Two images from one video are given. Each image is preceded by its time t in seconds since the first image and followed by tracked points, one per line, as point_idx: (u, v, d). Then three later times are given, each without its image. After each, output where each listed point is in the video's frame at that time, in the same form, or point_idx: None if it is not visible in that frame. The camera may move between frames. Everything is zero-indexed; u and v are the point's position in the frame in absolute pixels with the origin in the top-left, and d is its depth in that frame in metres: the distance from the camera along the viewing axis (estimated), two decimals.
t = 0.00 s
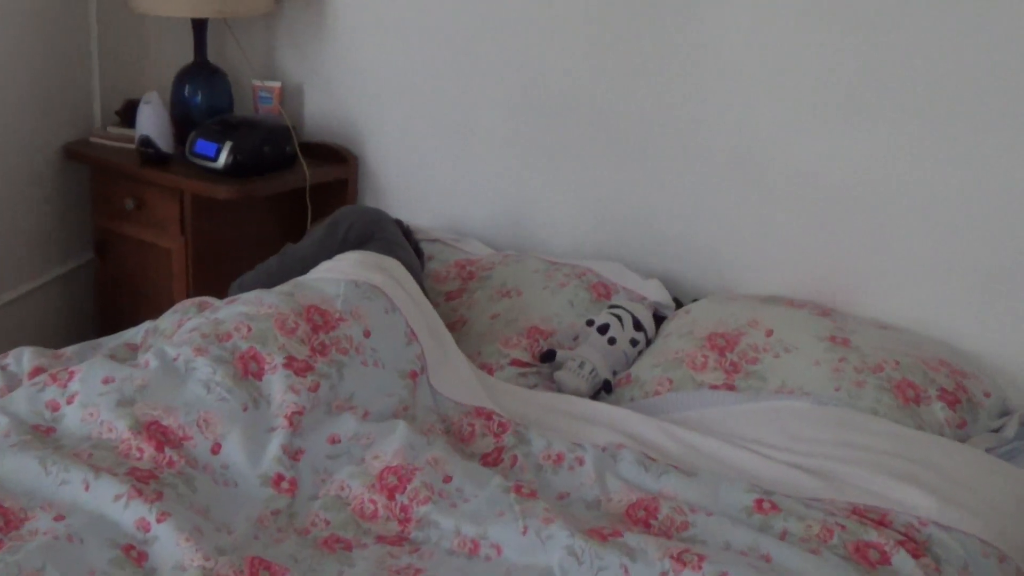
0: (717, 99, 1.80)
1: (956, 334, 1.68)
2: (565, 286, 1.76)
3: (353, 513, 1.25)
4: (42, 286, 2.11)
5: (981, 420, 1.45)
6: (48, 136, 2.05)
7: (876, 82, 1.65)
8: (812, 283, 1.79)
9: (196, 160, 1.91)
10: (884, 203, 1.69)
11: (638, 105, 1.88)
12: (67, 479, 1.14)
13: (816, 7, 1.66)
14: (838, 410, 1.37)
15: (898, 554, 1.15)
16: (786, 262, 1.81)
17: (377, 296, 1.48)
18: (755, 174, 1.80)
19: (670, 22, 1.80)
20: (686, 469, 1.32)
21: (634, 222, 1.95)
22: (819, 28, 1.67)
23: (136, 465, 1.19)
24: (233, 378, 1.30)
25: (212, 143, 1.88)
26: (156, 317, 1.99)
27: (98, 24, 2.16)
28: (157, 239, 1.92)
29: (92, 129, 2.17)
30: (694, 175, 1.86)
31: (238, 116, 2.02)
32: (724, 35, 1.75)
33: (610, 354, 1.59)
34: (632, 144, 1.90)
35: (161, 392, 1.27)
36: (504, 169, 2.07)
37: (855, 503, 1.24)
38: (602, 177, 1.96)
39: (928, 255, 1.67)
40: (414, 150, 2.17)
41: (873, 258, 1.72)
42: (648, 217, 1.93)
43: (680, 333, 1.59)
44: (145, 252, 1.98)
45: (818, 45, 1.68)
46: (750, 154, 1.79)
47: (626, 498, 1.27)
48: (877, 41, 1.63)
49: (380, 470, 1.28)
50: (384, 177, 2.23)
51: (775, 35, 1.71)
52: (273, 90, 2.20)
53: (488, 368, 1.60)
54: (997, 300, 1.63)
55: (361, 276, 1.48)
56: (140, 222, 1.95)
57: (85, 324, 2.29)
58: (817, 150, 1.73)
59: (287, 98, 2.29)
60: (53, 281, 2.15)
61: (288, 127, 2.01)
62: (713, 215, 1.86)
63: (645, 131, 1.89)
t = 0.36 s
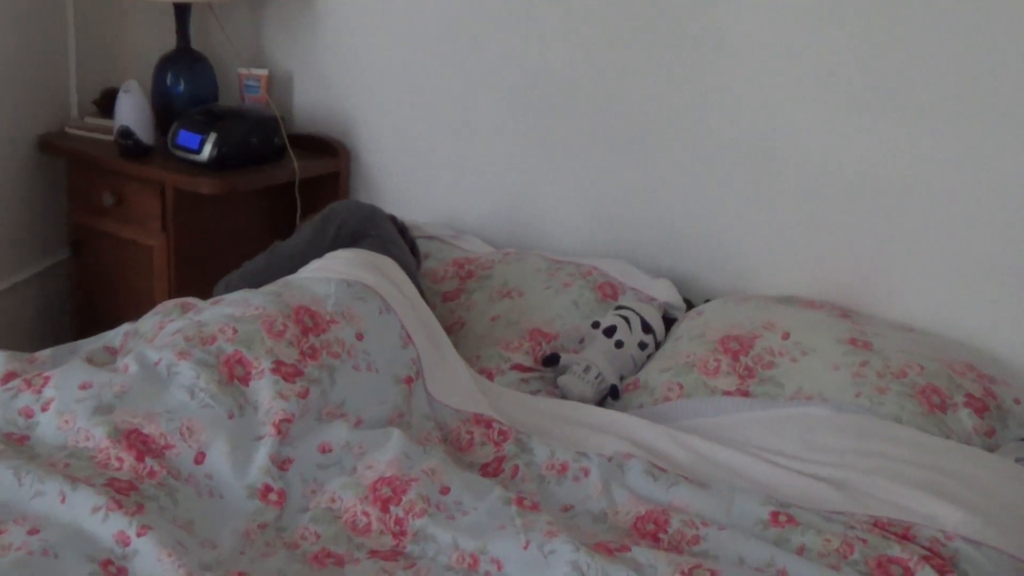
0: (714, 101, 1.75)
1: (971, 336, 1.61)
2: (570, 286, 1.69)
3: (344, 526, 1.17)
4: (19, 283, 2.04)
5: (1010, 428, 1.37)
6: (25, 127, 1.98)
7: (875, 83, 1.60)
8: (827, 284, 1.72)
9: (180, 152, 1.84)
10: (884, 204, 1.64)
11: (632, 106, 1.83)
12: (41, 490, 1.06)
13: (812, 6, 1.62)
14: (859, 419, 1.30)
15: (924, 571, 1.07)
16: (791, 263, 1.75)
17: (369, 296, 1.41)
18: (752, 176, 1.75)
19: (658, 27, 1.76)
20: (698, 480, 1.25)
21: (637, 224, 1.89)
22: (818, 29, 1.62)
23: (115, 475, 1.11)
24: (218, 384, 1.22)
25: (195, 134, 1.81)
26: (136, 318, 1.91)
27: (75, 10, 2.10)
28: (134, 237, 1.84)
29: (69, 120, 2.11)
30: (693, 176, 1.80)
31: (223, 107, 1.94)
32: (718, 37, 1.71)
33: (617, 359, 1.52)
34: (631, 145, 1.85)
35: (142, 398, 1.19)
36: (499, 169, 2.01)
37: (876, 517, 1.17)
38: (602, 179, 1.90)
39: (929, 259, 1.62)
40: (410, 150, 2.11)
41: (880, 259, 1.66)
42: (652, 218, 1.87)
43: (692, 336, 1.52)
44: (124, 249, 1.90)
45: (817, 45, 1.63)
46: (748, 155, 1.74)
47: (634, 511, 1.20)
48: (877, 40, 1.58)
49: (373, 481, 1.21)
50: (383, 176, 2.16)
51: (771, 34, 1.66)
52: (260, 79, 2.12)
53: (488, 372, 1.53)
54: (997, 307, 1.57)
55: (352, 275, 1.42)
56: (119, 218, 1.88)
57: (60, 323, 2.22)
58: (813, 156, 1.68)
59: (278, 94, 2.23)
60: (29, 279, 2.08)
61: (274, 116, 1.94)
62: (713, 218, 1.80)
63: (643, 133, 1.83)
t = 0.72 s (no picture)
0: (714, 102, 1.70)
1: (990, 335, 1.56)
2: (576, 286, 1.62)
3: (336, 540, 1.09)
4: None
5: None
6: None
7: (875, 83, 1.55)
8: (842, 286, 1.66)
9: (162, 143, 1.76)
10: (894, 204, 1.58)
11: (626, 107, 1.78)
12: (14, 502, 0.98)
13: (811, 5, 1.57)
14: (882, 428, 1.23)
15: None
16: (803, 264, 1.69)
17: (361, 297, 1.34)
18: (752, 177, 1.70)
19: (653, 29, 1.72)
20: (712, 493, 1.18)
21: (642, 224, 1.83)
22: (818, 29, 1.58)
23: (93, 487, 1.03)
24: (202, 390, 1.15)
25: (178, 125, 1.74)
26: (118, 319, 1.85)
27: None
28: (116, 234, 1.78)
29: (44, 109, 2.01)
30: (693, 178, 1.75)
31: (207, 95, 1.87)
32: (715, 37, 1.66)
33: (625, 363, 1.45)
34: (630, 146, 1.80)
35: (122, 406, 1.12)
36: (499, 168, 1.95)
37: (900, 531, 1.10)
38: (603, 179, 1.84)
39: (936, 259, 1.57)
40: (407, 148, 2.04)
41: (893, 259, 1.60)
42: (656, 219, 1.81)
43: (705, 339, 1.45)
44: (101, 247, 1.84)
45: (818, 45, 1.58)
46: (747, 156, 1.69)
47: (642, 524, 1.13)
48: (877, 39, 1.53)
49: (366, 493, 1.13)
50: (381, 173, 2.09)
51: (768, 34, 1.62)
52: (245, 66, 2.05)
53: (488, 378, 1.46)
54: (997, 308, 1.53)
55: (343, 274, 1.35)
56: (98, 214, 1.81)
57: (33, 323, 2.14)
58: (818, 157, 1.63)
59: (269, 90, 2.16)
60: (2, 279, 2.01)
61: (261, 105, 1.86)
62: (721, 219, 1.75)
63: (643, 133, 1.78)
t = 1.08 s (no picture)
0: (715, 102, 1.63)
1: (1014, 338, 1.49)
2: (581, 286, 1.56)
3: (325, 557, 1.02)
4: None
5: None
6: None
7: (878, 83, 1.49)
8: (860, 286, 1.59)
9: (143, 135, 1.69)
10: (909, 203, 1.51)
11: (618, 107, 1.72)
12: None
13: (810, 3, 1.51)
14: (907, 437, 1.16)
15: None
16: (816, 265, 1.62)
17: (352, 297, 1.27)
18: (757, 178, 1.63)
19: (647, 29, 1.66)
20: (726, 507, 1.11)
21: (645, 225, 1.76)
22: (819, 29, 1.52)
23: (67, 500, 0.95)
24: (185, 397, 1.08)
25: (160, 117, 1.67)
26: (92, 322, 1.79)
27: None
28: (92, 230, 1.71)
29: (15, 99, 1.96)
30: (691, 180, 1.69)
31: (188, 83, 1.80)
32: (713, 37, 1.60)
33: (633, 367, 1.38)
34: (631, 146, 1.73)
35: (99, 415, 1.05)
36: (499, 167, 1.88)
37: (927, 546, 1.03)
38: (604, 179, 1.78)
39: (956, 259, 1.50)
40: (405, 145, 1.98)
41: (904, 260, 1.54)
42: (661, 219, 1.74)
43: (719, 341, 1.38)
44: (75, 244, 1.77)
45: (818, 45, 1.52)
46: (750, 157, 1.63)
47: (651, 540, 1.06)
48: (877, 39, 1.47)
49: (357, 507, 1.07)
50: (378, 171, 2.02)
51: (764, 33, 1.56)
52: (229, 52, 1.98)
53: (488, 384, 1.39)
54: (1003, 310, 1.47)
55: (331, 273, 1.28)
56: (72, 208, 1.74)
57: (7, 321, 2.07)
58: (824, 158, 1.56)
59: (260, 85, 2.11)
60: None
61: (245, 95, 1.80)
62: (729, 220, 1.68)
63: (644, 132, 1.71)
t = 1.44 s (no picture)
0: (715, 102, 1.57)
1: None
2: (587, 287, 1.49)
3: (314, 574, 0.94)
4: None
5: None
6: None
7: (882, 83, 1.43)
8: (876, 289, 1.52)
9: (121, 125, 1.63)
10: (924, 203, 1.45)
11: (615, 107, 1.66)
12: None
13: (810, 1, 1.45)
14: (934, 447, 1.09)
15: None
16: (830, 266, 1.55)
17: (343, 299, 1.21)
18: (762, 179, 1.57)
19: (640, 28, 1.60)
20: (744, 522, 1.05)
21: (650, 227, 1.70)
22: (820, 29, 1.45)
23: (38, 514, 0.88)
24: (166, 405, 1.01)
25: (139, 106, 1.61)
26: (66, 321, 1.72)
27: None
28: (68, 228, 1.63)
29: None
30: (692, 183, 1.63)
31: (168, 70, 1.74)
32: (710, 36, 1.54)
33: (641, 373, 1.32)
34: (629, 147, 1.67)
35: (73, 423, 0.98)
36: (497, 166, 1.82)
37: (957, 564, 0.96)
38: (604, 180, 1.71)
39: (976, 261, 1.43)
40: (401, 144, 1.92)
41: (922, 261, 1.47)
42: (665, 221, 1.68)
43: (733, 345, 1.31)
44: (52, 241, 1.70)
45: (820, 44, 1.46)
46: (754, 158, 1.56)
47: (664, 555, 0.99)
48: (879, 40, 1.41)
49: (349, 521, 0.99)
50: (376, 169, 1.96)
51: (760, 33, 1.50)
52: (215, 37, 1.92)
53: (488, 391, 1.32)
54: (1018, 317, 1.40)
55: (322, 273, 1.22)
56: (48, 204, 1.67)
57: None
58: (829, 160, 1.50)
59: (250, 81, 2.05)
60: None
61: (230, 83, 1.74)
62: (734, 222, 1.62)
63: (643, 132, 1.65)
